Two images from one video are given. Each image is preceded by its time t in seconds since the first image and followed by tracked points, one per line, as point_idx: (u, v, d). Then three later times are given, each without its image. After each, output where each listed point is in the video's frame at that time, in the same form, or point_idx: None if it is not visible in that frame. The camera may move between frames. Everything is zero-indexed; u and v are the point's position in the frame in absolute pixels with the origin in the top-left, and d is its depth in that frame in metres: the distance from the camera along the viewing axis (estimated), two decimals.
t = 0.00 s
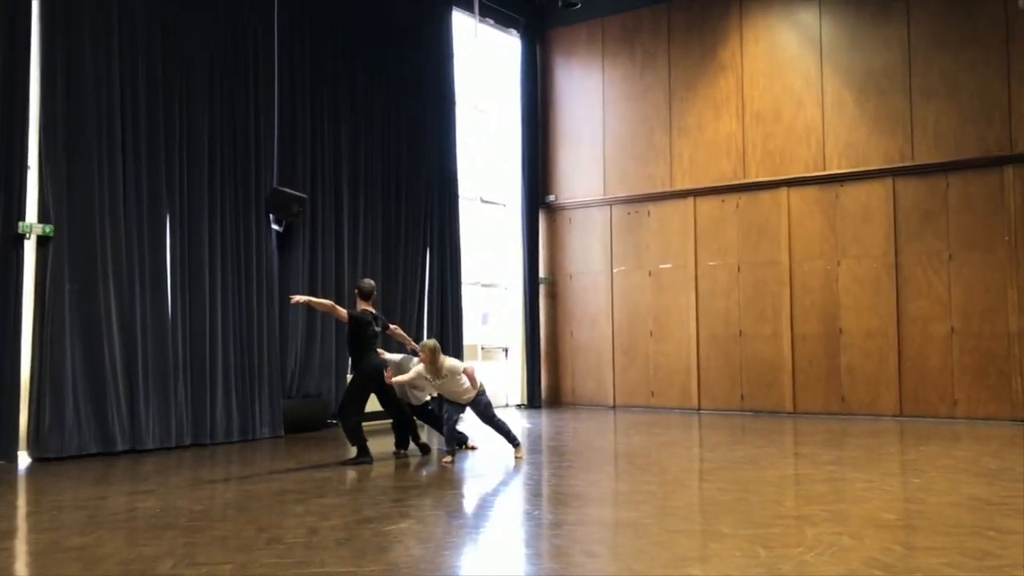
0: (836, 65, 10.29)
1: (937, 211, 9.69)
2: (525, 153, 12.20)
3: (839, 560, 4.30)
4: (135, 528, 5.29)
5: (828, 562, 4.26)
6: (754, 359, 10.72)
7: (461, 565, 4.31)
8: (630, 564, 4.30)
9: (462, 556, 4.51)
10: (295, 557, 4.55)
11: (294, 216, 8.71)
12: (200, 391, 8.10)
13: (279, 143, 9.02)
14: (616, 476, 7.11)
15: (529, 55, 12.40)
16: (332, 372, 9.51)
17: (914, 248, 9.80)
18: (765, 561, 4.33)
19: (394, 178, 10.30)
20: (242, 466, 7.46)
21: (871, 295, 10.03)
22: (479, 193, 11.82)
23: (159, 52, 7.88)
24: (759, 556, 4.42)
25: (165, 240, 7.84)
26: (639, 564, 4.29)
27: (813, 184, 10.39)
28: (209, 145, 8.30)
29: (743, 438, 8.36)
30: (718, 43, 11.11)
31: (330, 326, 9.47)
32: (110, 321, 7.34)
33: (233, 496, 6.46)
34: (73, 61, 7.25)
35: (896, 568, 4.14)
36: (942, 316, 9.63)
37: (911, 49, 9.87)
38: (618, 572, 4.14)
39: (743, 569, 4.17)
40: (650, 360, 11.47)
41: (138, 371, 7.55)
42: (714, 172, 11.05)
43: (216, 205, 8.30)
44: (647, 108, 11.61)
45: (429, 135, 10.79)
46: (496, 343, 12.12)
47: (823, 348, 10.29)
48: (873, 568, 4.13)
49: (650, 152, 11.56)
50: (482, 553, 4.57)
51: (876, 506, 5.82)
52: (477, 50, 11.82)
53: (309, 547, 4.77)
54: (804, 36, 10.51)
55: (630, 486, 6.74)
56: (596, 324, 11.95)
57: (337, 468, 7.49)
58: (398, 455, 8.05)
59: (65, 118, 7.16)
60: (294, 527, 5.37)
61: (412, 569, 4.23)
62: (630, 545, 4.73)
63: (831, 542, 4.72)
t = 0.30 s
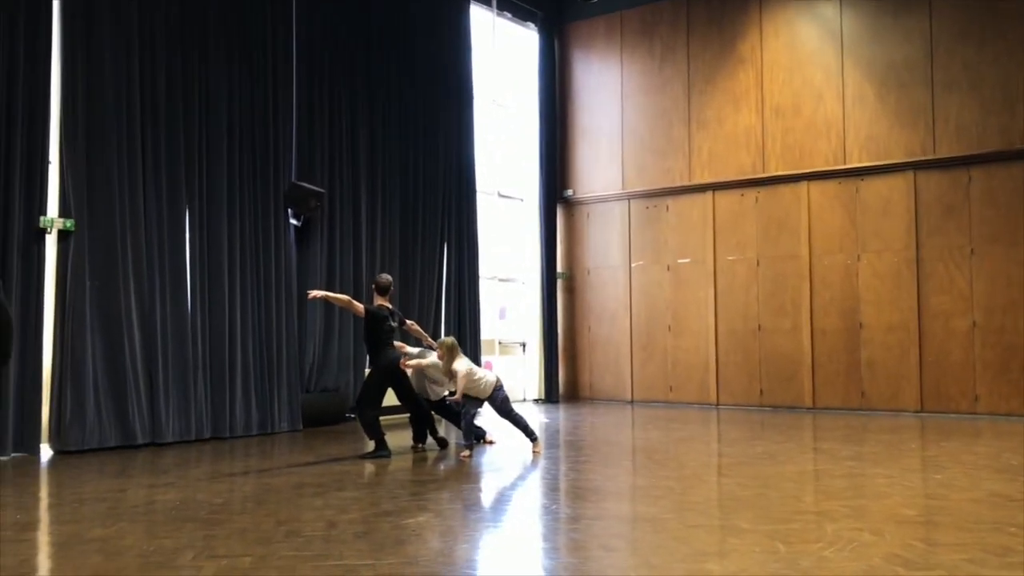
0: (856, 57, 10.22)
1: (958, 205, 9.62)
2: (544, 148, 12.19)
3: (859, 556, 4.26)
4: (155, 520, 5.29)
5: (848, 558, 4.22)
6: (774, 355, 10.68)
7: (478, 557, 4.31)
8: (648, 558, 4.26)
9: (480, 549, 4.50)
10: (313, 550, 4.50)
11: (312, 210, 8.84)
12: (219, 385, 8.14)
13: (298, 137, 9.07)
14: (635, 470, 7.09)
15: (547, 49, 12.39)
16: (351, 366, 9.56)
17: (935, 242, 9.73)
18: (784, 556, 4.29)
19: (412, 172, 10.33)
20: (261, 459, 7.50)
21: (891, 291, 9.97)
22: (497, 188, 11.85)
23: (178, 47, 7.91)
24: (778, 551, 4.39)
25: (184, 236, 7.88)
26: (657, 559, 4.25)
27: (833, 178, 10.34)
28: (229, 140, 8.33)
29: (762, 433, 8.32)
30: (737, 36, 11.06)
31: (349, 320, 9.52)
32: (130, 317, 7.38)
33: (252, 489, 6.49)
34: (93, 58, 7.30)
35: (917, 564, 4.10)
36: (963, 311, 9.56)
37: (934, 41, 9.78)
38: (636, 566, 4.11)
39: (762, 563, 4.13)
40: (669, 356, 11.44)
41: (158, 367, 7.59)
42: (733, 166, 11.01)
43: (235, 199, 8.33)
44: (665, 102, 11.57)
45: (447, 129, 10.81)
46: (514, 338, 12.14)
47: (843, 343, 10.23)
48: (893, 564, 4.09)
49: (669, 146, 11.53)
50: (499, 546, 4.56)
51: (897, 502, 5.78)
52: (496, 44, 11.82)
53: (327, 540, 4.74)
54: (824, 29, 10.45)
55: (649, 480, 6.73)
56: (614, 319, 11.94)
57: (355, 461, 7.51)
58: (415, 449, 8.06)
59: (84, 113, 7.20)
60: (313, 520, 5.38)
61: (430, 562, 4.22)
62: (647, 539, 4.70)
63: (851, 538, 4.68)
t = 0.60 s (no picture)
0: (871, 45, 10.15)
1: (974, 195, 9.57)
2: (556, 137, 12.14)
3: (874, 546, 4.23)
4: (170, 510, 5.30)
5: (864, 548, 4.19)
6: (788, 345, 10.64)
7: (492, 545, 4.31)
8: (662, 548, 4.24)
9: (493, 537, 4.50)
10: (327, 539, 4.48)
11: (326, 201, 8.97)
12: (233, 376, 8.17)
13: (310, 128, 9.09)
14: (648, 460, 7.10)
15: (559, 38, 12.35)
16: (364, 357, 9.59)
17: (950, 232, 9.69)
18: (799, 546, 4.26)
19: (425, 162, 10.33)
20: (275, 450, 7.53)
21: (906, 280, 9.92)
22: (508, 178, 11.87)
23: (190, 38, 7.91)
24: (793, 542, 4.36)
25: (198, 228, 7.91)
26: (671, 549, 4.22)
27: (847, 167, 10.28)
28: (242, 131, 8.34)
29: (776, 424, 8.30)
30: (751, 24, 10.99)
31: (361, 311, 9.55)
32: (144, 308, 7.42)
33: (266, 479, 6.51)
34: (106, 49, 7.31)
35: (933, 554, 4.07)
36: (979, 301, 9.53)
37: (950, 28, 9.70)
38: (651, 556, 4.08)
39: (777, 553, 4.10)
40: (682, 346, 11.42)
41: (173, 358, 7.63)
42: (746, 155, 10.96)
43: (248, 191, 8.35)
44: (678, 91, 11.52)
45: (459, 120, 10.81)
46: (527, 329, 12.14)
47: (857, 334, 10.20)
48: (909, 554, 4.06)
49: (682, 135, 11.48)
50: (513, 534, 4.56)
51: (912, 492, 5.76)
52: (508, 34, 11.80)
53: (341, 529, 4.74)
54: (839, 16, 10.37)
55: (662, 471, 6.72)
56: (627, 310, 11.92)
57: (369, 452, 7.53)
58: (428, 439, 8.07)
59: (98, 104, 7.22)
60: (328, 509, 5.39)
61: (444, 550, 4.21)
62: (661, 530, 4.68)
63: (867, 528, 4.66)
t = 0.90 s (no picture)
0: (883, 32, 10.10)
1: (986, 182, 9.54)
2: (565, 126, 12.11)
3: (885, 534, 4.21)
4: (183, 499, 5.32)
5: (875, 536, 4.18)
6: (798, 334, 10.63)
7: (503, 533, 4.32)
8: (673, 536, 4.21)
9: (504, 525, 4.52)
10: (339, 528, 4.48)
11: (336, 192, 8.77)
12: (245, 366, 8.21)
13: (320, 118, 9.10)
14: (659, 449, 7.11)
15: (568, 28, 12.32)
16: (375, 348, 9.63)
17: (962, 220, 9.66)
18: (811, 534, 4.24)
19: (435, 152, 10.36)
20: (287, 440, 7.56)
21: (917, 268, 9.90)
22: (518, 168, 11.89)
23: (199, 29, 7.93)
24: (804, 530, 4.35)
25: (209, 218, 7.94)
26: (682, 537, 4.19)
27: (858, 155, 10.25)
28: (252, 122, 8.37)
29: (787, 413, 8.29)
30: (761, 12, 10.95)
31: (372, 301, 9.58)
32: (156, 299, 7.46)
33: (279, 469, 6.54)
34: (116, 41, 7.33)
35: (944, 542, 4.05)
36: (992, 289, 9.50)
37: (962, 15, 9.64)
38: (662, 543, 4.05)
39: (788, 541, 4.08)
40: (692, 335, 11.42)
41: (185, 349, 7.67)
42: (757, 144, 10.93)
43: (258, 182, 8.38)
44: (688, 80, 11.49)
45: (468, 109, 10.81)
46: (537, 319, 12.17)
47: (868, 322, 10.18)
48: (921, 542, 4.05)
49: (692, 124, 11.45)
50: (524, 522, 4.57)
51: (924, 480, 5.75)
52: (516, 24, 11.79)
53: (353, 518, 4.75)
54: (850, 4, 10.32)
55: (672, 459, 6.73)
56: (637, 299, 11.92)
57: (380, 442, 7.56)
58: (439, 429, 8.10)
59: (108, 96, 7.25)
60: (339, 499, 5.41)
61: (455, 538, 4.22)
62: (672, 518, 4.67)
63: (877, 516, 4.64)
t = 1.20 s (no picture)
0: (895, 20, 10.05)
1: (999, 170, 9.50)
2: (575, 116, 12.08)
3: (898, 524, 4.21)
4: (196, 490, 5.36)
5: (887, 526, 4.17)
6: (810, 324, 10.60)
7: (514, 523, 4.33)
8: (684, 526, 4.21)
9: (515, 515, 4.53)
10: (352, 519, 4.49)
11: (346, 184, 8.79)
12: (256, 358, 8.25)
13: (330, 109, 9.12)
14: (669, 439, 7.12)
15: (578, 18, 12.30)
16: (386, 339, 9.67)
17: (974, 208, 9.62)
18: (822, 524, 4.23)
19: (444, 143, 10.37)
20: (299, 431, 7.60)
21: (929, 257, 9.87)
22: (528, 159, 11.90)
23: (210, 21, 7.94)
24: (816, 520, 4.34)
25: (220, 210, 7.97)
26: (693, 527, 4.18)
27: (870, 144, 10.21)
28: (262, 114, 8.39)
29: (798, 403, 8.27)
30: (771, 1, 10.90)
31: (382, 293, 9.62)
32: (168, 291, 7.49)
33: (291, 460, 6.58)
34: (127, 34, 7.35)
35: (957, 532, 4.04)
36: (1005, 278, 9.46)
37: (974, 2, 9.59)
38: (674, 534, 4.04)
39: (799, 531, 4.07)
40: (703, 326, 11.41)
41: (197, 341, 7.70)
42: (768, 133, 10.89)
43: (268, 174, 8.40)
44: (698, 70, 11.45)
45: (478, 100, 10.82)
46: (548, 310, 12.18)
47: (880, 312, 10.15)
48: (933, 531, 4.04)
49: (702, 114, 11.42)
50: (535, 512, 4.58)
51: (937, 469, 5.74)
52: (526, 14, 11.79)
53: (365, 509, 4.77)
54: None
55: (683, 450, 6.73)
56: (648, 290, 11.91)
57: (391, 433, 7.59)
58: (450, 420, 8.12)
59: (119, 89, 7.27)
60: (351, 489, 5.44)
61: (466, 528, 4.22)
62: (683, 509, 4.66)
63: (888, 506, 4.63)
